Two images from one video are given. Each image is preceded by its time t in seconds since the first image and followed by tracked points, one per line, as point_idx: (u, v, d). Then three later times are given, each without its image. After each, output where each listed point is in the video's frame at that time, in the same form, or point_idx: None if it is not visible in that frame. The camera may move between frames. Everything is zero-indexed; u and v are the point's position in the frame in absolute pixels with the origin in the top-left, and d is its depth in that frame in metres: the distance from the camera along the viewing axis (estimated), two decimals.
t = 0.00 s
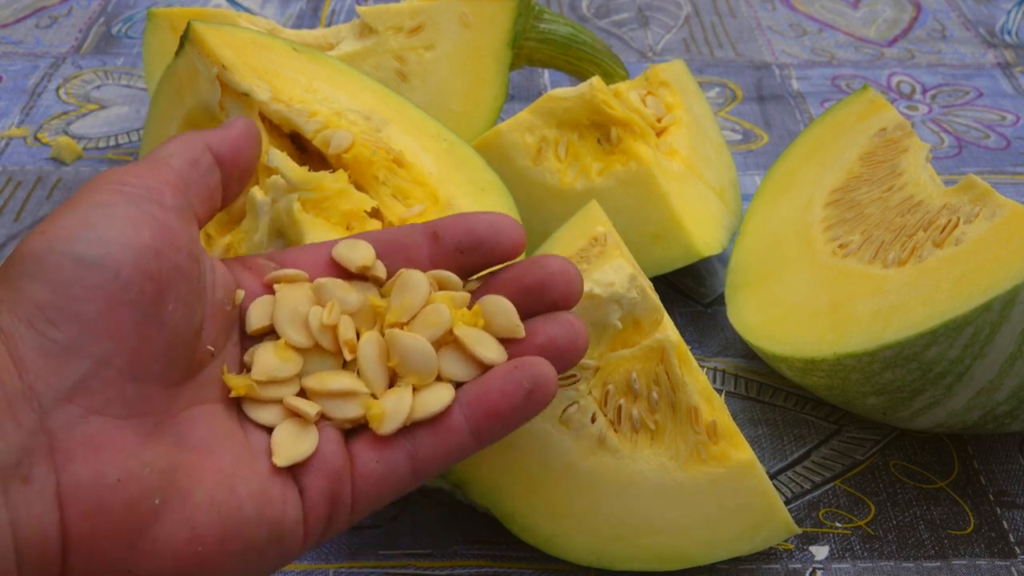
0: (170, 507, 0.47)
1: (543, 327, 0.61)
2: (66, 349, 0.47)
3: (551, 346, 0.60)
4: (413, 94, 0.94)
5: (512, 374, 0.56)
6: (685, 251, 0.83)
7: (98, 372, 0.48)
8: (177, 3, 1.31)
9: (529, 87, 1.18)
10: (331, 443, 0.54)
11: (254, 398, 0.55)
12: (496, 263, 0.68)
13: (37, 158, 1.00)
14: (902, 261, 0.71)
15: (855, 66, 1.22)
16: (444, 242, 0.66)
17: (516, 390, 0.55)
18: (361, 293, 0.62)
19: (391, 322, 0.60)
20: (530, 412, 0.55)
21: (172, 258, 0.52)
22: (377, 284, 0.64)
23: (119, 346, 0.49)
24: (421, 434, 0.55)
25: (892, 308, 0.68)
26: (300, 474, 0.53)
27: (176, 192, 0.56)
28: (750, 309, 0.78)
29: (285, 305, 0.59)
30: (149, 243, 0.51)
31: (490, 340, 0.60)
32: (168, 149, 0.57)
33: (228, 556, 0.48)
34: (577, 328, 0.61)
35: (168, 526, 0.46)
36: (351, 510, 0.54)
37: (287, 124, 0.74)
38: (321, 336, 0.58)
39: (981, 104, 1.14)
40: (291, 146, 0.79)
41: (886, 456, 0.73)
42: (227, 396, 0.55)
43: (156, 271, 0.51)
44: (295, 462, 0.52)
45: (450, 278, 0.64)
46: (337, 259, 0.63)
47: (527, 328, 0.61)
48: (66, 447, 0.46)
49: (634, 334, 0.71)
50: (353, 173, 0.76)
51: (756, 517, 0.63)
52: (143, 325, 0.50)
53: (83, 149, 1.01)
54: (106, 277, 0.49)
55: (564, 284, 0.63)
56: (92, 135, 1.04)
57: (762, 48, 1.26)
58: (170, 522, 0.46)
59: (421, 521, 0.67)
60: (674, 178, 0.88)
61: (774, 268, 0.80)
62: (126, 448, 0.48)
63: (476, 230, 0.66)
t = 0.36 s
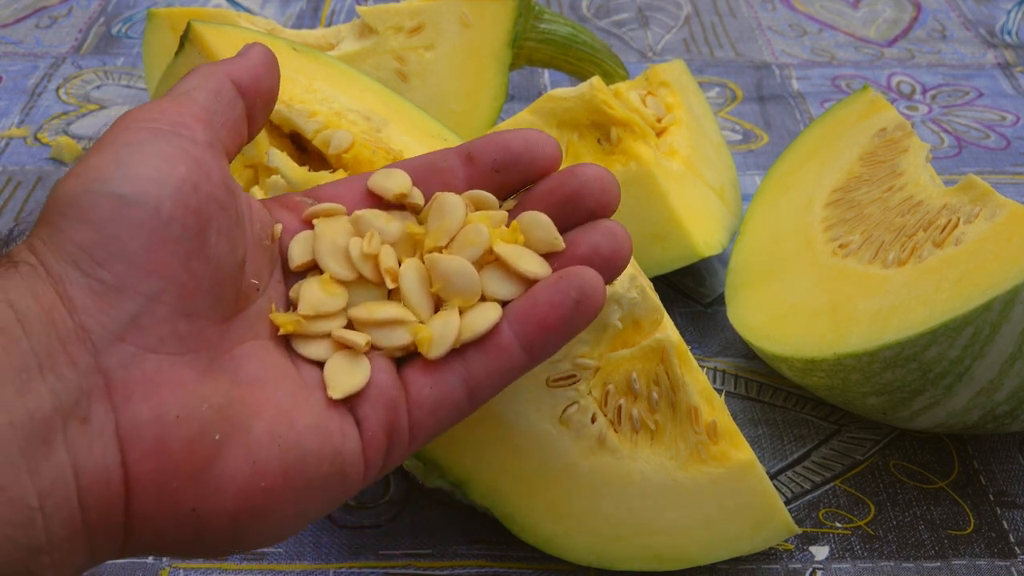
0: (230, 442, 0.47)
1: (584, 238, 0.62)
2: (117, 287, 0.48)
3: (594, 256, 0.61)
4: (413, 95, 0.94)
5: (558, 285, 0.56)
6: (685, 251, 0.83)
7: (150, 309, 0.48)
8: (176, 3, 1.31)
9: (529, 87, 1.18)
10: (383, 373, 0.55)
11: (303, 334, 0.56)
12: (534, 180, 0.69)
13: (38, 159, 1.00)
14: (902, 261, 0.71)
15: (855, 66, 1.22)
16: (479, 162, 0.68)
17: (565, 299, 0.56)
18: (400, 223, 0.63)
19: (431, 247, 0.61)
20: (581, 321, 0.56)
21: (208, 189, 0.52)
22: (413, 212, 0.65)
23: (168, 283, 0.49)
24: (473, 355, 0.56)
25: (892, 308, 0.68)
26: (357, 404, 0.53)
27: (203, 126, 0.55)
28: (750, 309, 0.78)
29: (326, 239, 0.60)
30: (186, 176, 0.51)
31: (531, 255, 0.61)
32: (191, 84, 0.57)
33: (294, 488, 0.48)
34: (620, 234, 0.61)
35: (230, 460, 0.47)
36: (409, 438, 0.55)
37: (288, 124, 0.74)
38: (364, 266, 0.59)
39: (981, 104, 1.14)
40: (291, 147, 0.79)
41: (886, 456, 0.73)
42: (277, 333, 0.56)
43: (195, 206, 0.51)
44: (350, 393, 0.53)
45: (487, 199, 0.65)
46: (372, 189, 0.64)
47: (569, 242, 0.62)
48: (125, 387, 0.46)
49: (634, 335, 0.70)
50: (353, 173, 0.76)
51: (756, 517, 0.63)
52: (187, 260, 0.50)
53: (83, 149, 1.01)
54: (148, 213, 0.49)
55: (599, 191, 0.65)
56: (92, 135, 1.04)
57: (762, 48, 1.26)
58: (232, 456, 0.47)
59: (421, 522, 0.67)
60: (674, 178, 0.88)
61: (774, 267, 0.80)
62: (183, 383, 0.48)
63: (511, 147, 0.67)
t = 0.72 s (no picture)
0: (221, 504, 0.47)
1: (571, 313, 0.61)
2: (117, 343, 0.48)
3: (578, 332, 0.60)
4: (413, 95, 0.93)
5: (544, 358, 0.55)
6: (685, 252, 0.83)
7: (148, 367, 0.48)
8: (177, 3, 1.31)
9: (528, 88, 1.17)
10: (368, 439, 0.54)
11: (290, 397, 0.55)
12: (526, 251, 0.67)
13: (38, 159, 1.00)
14: (902, 261, 0.72)
15: (855, 66, 1.22)
16: (472, 231, 0.66)
17: (550, 373, 0.55)
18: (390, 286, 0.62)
19: (418, 315, 0.60)
20: (565, 396, 0.55)
21: (216, 249, 0.52)
22: (404, 276, 0.64)
23: (168, 341, 0.49)
24: (457, 426, 0.55)
25: (892, 308, 0.68)
26: (341, 471, 0.53)
27: (219, 182, 0.55)
28: (751, 309, 0.78)
29: (318, 298, 0.59)
30: (195, 235, 0.51)
31: (518, 328, 0.60)
32: (212, 136, 0.57)
33: (280, 553, 0.48)
34: (605, 311, 0.61)
35: (219, 524, 0.47)
36: (390, 506, 0.54)
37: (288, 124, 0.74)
38: (353, 330, 0.58)
39: (981, 104, 1.14)
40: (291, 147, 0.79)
41: (887, 456, 0.73)
42: (265, 394, 0.55)
43: (201, 264, 0.51)
44: (335, 460, 0.52)
45: (477, 268, 0.63)
46: (365, 251, 0.63)
47: (554, 315, 0.61)
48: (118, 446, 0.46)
49: (634, 335, 0.71)
50: (353, 173, 0.76)
51: (756, 517, 0.63)
52: (190, 322, 0.50)
53: (83, 149, 1.01)
54: (155, 268, 0.49)
55: (588, 266, 0.64)
56: (92, 135, 1.04)
57: (762, 48, 1.26)
58: (221, 522, 0.47)
59: (420, 522, 0.67)
60: (674, 179, 0.88)
61: (774, 267, 0.80)
62: (175, 445, 0.48)
63: (503, 218, 0.66)
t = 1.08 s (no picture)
0: (268, 526, 0.48)
1: (625, 330, 0.62)
2: (165, 359, 0.48)
3: (635, 349, 0.61)
4: (413, 95, 0.93)
5: (599, 379, 0.56)
6: (685, 251, 0.83)
7: (197, 385, 0.49)
8: (177, 3, 1.31)
9: (528, 88, 1.17)
10: (420, 456, 0.55)
11: (341, 411, 0.56)
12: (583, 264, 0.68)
13: (38, 159, 1.00)
14: (902, 261, 0.72)
15: (856, 66, 1.22)
16: (528, 241, 0.68)
17: (604, 395, 0.55)
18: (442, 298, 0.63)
19: (472, 328, 0.60)
20: (619, 418, 0.55)
21: (271, 262, 0.53)
22: (457, 288, 0.65)
23: (218, 359, 0.49)
24: (509, 445, 0.56)
25: (892, 308, 0.68)
26: (393, 488, 0.53)
27: (277, 196, 0.56)
28: (750, 309, 0.78)
29: (370, 309, 0.60)
30: (250, 249, 0.52)
31: (573, 345, 0.60)
32: (273, 151, 0.58)
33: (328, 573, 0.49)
34: (662, 327, 0.61)
35: (268, 544, 0.48)
36: (440, 523, 0.55)
37: (288, 124, 0.74)
38: (406, 342, 0.59)
39: (981, 104, 1.14)
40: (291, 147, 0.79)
41: (887, 456, 0.73)
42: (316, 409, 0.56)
43: (255, 278, 0.51)
44: (388, 477, 0.52)
45: (531, 280, 0.64)
46: (416, 261, 0.64)
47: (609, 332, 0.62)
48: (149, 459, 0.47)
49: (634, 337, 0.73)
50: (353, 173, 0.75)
51: (756, 517, 0.63)
52: (243, 339, 0.50)
53: (83, 149, 1.01)
54: (208, 283, 0.50)
55: (644, 281, 0.64)
56: (92, 135, 1.04)
57: (762, 48, 1.26)
58: (271, 541, 0.48)
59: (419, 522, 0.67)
60: (674, 179, 0.88)
61: (773, 267, 0.80)
62: (225, 464, 0.48)
63: (558, 228, 0.67)
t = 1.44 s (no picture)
0: None
1: (791, 411, 0.59)
2: (313, 410, 0.49)
3: (799, 431, 0.59)
4: (414, 95, 0.93)
5: (756, 461, 0.54)
6: (686, 251, 0.83)
7: (340, 438, 0.50)
8: (177, 3, 1.31)
9: (529, 88, 1.17)
10: (557, 516, 0.56)
11: (485, 459, 0.57)
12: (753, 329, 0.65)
13: (38, 159, 1.00)
14: (902, 261, 0.72)
15: (856, 66, 1.22)
16: (699, 299, 0.66)
17: (760, 477, 0.53)
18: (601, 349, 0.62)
19: (630, 387, 0.59)
20: (773, 503, 0.54)
21: (425, 311, 0.53)
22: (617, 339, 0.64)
23: (366, 414, 0.50)
24: (653, 514, 0.55)
25: (892, 308, 0.68)
26: (527, 544, 0.55)
27: (433, 231, 0.56)
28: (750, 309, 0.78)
29: (525, 359, 0.60)
30: (405, 296, 0.52)
31: (733, 416, 0.58)
32: (432, 175, 0.58)
33: None
34: (832, 412, 0.59)
35: None
36: None
37: (288, 124, 0.74)
38: (559, 396, 0.58)
39: (981, 104, 1.14)
40: (291, 147, 0.79)
41: (886, 456, 0.73)
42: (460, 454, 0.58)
43: (408, 331, 0.52)
44: (524, 538, 0.53)
45: (697, 342, 0.62)
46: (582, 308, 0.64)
47: (774, 410, 0.60)
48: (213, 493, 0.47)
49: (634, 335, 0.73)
50: (352, 172, 0.75)
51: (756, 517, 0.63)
52: (390, 392, 0.51)
53: (83, 149, 1.01)
54: (361, 335, 0.49)
55: (821, 363, 0.61)
56: (93, 135, 1.04)
57: (763, 48, 1.25)
58: None
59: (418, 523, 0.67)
60: (675, 179, 0.88)
61: (773, 267, 0.80)
62: (361, 521, 0.50)
63: (736, 291, 0.64)
